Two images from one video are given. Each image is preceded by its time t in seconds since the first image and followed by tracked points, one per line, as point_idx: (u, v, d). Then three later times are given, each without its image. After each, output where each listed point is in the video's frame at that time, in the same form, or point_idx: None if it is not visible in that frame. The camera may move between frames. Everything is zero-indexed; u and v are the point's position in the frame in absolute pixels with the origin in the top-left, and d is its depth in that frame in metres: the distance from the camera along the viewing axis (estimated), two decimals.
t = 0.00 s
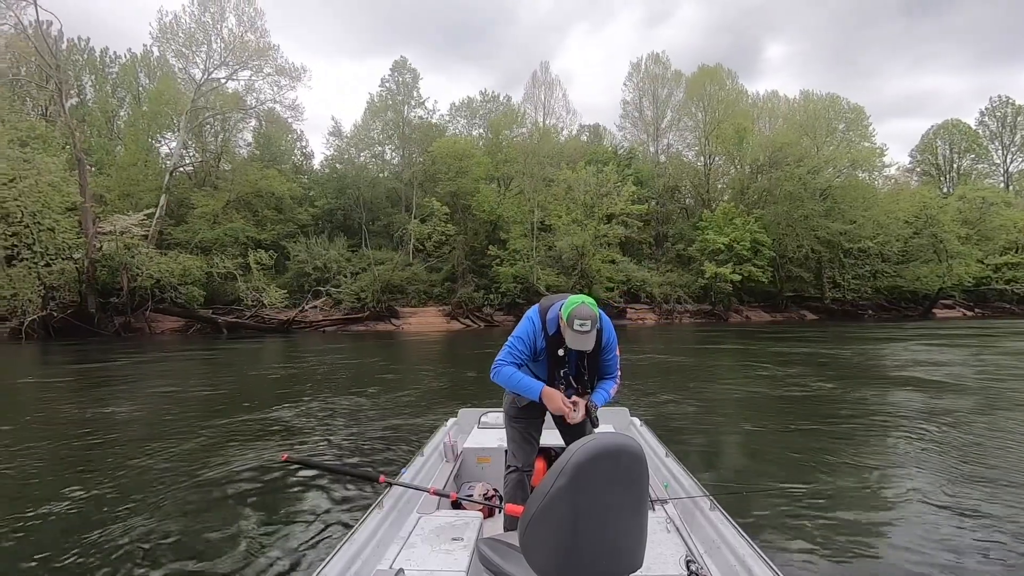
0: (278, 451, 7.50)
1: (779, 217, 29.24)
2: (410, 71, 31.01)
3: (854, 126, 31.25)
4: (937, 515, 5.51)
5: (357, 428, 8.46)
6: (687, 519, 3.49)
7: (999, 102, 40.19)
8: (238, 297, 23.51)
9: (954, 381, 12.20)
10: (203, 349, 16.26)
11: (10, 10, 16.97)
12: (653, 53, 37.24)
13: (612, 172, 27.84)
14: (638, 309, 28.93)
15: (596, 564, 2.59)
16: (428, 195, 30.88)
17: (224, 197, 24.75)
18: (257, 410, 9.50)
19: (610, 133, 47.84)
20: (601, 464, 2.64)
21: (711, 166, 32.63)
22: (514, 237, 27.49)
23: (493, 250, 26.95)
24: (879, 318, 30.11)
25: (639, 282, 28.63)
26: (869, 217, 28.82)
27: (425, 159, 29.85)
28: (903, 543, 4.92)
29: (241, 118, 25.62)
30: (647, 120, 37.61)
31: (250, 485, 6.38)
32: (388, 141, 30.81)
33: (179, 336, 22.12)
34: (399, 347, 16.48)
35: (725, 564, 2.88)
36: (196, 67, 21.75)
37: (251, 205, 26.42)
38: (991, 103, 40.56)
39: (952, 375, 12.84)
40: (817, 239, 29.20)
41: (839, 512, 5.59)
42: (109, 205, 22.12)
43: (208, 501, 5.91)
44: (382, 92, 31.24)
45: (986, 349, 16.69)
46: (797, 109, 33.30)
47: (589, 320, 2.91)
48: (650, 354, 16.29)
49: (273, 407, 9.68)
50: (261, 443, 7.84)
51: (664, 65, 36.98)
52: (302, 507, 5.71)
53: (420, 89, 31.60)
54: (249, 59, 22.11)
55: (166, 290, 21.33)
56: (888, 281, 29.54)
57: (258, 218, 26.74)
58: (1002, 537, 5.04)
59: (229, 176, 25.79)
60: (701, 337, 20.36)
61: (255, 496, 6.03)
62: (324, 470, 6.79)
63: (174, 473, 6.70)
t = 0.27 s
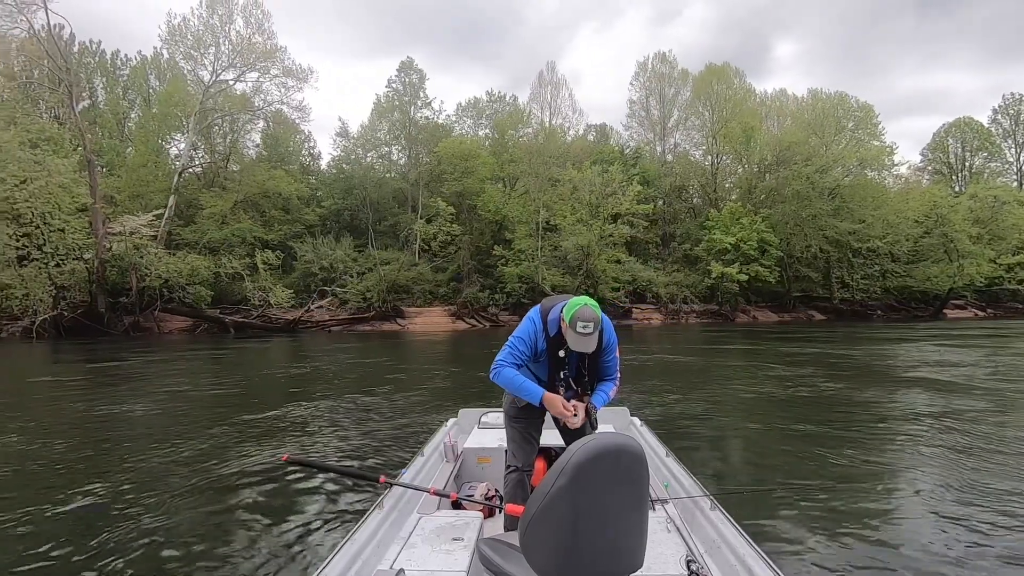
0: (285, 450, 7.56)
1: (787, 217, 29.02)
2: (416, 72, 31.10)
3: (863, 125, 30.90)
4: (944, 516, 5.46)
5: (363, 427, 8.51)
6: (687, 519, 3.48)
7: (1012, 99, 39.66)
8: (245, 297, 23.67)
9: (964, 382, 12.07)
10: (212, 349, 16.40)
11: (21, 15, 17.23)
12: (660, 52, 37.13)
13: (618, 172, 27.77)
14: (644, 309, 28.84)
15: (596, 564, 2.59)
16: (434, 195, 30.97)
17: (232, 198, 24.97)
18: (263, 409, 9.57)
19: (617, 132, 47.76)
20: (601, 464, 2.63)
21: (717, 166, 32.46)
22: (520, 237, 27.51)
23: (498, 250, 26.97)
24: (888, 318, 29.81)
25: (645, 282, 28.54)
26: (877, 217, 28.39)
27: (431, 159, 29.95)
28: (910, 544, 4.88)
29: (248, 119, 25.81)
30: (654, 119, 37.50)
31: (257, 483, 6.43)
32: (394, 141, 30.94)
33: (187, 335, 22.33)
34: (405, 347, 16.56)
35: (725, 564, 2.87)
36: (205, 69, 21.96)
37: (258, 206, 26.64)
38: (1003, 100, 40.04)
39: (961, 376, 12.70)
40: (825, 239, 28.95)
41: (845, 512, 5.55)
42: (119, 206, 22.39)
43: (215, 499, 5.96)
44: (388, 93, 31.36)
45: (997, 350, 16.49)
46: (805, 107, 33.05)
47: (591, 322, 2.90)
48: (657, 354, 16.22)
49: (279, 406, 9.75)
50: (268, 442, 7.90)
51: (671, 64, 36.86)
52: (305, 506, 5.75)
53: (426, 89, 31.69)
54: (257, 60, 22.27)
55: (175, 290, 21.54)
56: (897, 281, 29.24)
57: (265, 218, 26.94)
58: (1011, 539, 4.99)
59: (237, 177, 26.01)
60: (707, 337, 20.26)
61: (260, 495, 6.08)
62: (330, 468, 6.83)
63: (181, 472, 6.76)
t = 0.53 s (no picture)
0: (290, 448, 7.61)
1: (794, 216, 28.82)
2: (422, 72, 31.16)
3: (872, 123, 30.58)
4: (951, 519, 5.41)
5: (367, 426, 8.56)
6: (687, 519, 3.48)
7: None
8: (252, 297, 23.82)
9: (974, 383, 11.92)
10: (219, 348, 16.54)
11: (34, 19, 17.59)
12: (666, 51, 37.00)
13: (624, 172, 27.69)
14: (649, 309, 28.77)
15: (596, 564, 2.58)
16: (440, 195, 31.02)
17: (239, 198, 25.15)
18: (268, 408, 9.64)
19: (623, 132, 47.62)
20: (600, 464, 2.61)
21: (724, 165, 32.28)
22: (525, 237, 27.50)
23: (503, 250, 26.97)
24: (898, 318, 29.46)
25: (651, 282, 28.46)
26: (886, 216, 28.16)
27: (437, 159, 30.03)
28: (916, 547, 4.84)
29: (255, 120, 25.96)
30: (660, 118, 37.36)
31: (263, 481, 6.48)
32: (401, 141, 31.01)
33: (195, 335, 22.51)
34: (410, 347, 16.60)
35: (725, 564, 2.86)
36: (212, 71, 22.13)
37: (265, 206, 26.84)
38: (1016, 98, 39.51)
39: (971, 377, 12.55)
40: (833, 238, 28.71)
41: (850, 515, 5.51)
42: (128, 207, 22.63)
43: (221, 497, 6.01)
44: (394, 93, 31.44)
45: (1008, 350, 16.28)
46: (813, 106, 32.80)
47: (593, 326, 2.89)
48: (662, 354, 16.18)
49: (285, 405, 9.81)
50: (274, 441, 7.96)
51: (677, 63, 36.73)
52: (309, 504, 5.79)
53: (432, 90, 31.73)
54: (264, 62, 22.41)
55: (182, 290, 21.72)
56: (906, 281, 28.95)
57: (272, 219, 27.11)
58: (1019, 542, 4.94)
59: (245, 177, 26.19)
60: (714, 337, 20.16)
61: (264, 492, 6.12)
62: (334, 466, 6.87)
63: (189, 469, 6.82)
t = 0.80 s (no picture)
0: (296, 447, 7.65)
1: (801, 216, 28.59)
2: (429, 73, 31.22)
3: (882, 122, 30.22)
4: (959, 521, 5.35)
5: (372, 425, 8.59)
6: (687, 519, 3.48)
7: None
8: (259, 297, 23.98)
9: (984, 384, 11.78)
10: (227, 347, 16.67)
11: (45, 22, 17.78)
12: (673, 50, 36.87)
13: (630, 171, 27.59)
14: (655, 309, 28.66)
15: (596, 565, 2.58)
16: (446, 195, 31.09)
17: (247, 199, 25.34)
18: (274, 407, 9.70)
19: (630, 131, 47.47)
20: (600, 464, 2.61)
21: (731, 164, 32.08)
22: (530, 237, 27.48)
23: (509, 250, 26.97)
24: (908, 319, 29.13)
25: (657, 282, 28.37)
26: (895, 215, 27.89)
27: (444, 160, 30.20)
28: (923, 549, 4.79)
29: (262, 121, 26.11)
30: (667, 118, 37.20)
31: (269, 479, 6.52)
32: (407, 142, 31.09)
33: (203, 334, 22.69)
34: (415, 346, 16.65)
35: (725, 564, 2.85)
36: (220, 72, 22.30)
37: (273, 207, 27.04)
38: None
39: (981, 378, 12.39)
40: (841, 238, 28.46)
41: (856, 516, 5.46)
42: (137, 207, 22.87)
43: (226, 495, 6.06)
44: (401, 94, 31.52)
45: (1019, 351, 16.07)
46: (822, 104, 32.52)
47: (594, 329, 2.89)
48: (668, 354, 16.12)
49: (290, 405, 9.87)
50: (279, 440, 8.01)
51: (684, 62, 36.58)
52: (312, 502, 5.82)
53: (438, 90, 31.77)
54: (271, 63, 22.55)
55: (190, 290, 21.90)
56: (916, 281, 28.64)
57: (280, 219, 27.29)
58: None
59: (252, 178, 26.37)
60: (720, 337, 20.04)
61: (269, 491, 6.17)
62: (339, 465, 6.91)
63: (196, 468, 6.88)
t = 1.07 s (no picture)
0: (302, 446, 7.71)
1: (808, 215, 28.32)
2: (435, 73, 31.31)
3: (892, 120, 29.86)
4: (966, 522, 5.31)
5: (376, 425, 8.64)
6: (687, 519, 3.47)
7: None
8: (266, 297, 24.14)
9: (993, 385, 11.64)
10: (234, 347, 16.82)
11: (55, 26, 17.99)
12: (680, 49, 36.71)
13: (637, 171, 27.50)
14: (660, 309, 28.57)
15: (596, 564, 2.58)
16: (453, 195, 31.15)
17: (254, 200, 25.54)
18: (280, 406, 9.78)
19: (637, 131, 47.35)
20: (600, 463, 2.61)
21: (739, 164, 31.92)
22: (536, 237, 27.47)
23: (514, 250, 26.98)
24: (918, 319, 28.82)
25: (663, 281, 28.26)
26: (905, 214, 27.57)
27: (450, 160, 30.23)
28: (929, 550, 4.75)
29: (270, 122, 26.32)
30: (674, 117, 37.05)
31: (275, 478, 6.58)
32: (413, 142, 31.19)
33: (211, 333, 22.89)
34: (421, 346, 16.72)
35: (725, 564, 2.84)
36: (228, 74, 22.48)
37: (280, 207, 27.24)
38: None
39: (991, 379, 12.24)
40: (850, 237, 28.22)
41: (861, 517, 5.42)
42: (147, 208, 23.12)
43: (232, 493, 6.12)
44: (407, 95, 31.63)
45: None
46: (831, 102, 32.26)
47: (595, 332, 2.88)
48: (674, 354, 16.05)
49: (296, 404, 9.95)
50: (286, 438, 8.08)
51: (691, 61, 36.42)
52: (316, 500, 5.87)
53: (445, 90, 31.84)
54: (278, 65, 22.72)
55: (198, 289, 22.10)
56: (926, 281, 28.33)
57: (287, 219, 27.47)
58: None
59: (260, 179, 26.57)
60: (726, 337, 19.94)
61: (274, 489, 6.22)
62: (344, 464, 6.95)
63: (204, 466, 6.94)
